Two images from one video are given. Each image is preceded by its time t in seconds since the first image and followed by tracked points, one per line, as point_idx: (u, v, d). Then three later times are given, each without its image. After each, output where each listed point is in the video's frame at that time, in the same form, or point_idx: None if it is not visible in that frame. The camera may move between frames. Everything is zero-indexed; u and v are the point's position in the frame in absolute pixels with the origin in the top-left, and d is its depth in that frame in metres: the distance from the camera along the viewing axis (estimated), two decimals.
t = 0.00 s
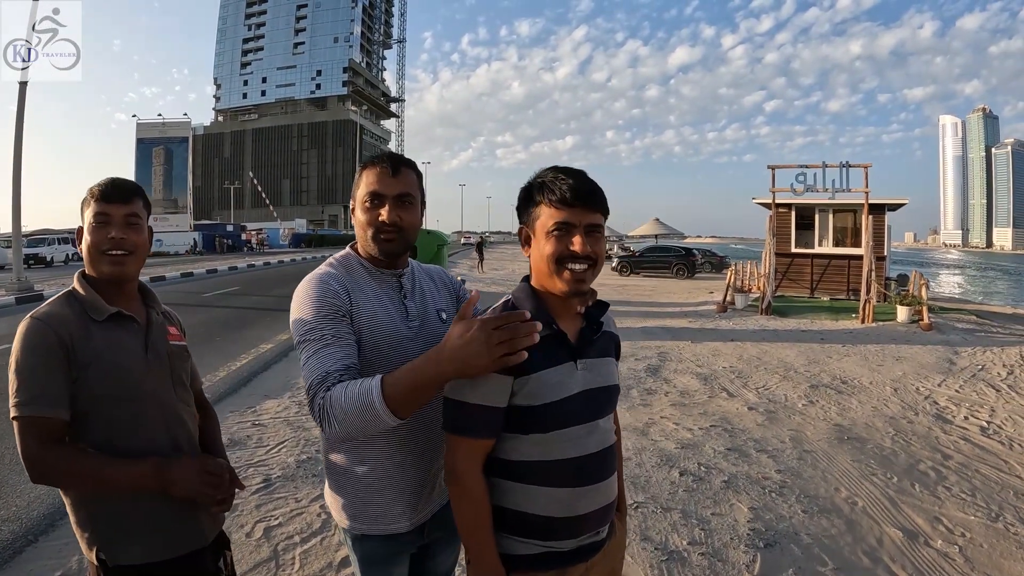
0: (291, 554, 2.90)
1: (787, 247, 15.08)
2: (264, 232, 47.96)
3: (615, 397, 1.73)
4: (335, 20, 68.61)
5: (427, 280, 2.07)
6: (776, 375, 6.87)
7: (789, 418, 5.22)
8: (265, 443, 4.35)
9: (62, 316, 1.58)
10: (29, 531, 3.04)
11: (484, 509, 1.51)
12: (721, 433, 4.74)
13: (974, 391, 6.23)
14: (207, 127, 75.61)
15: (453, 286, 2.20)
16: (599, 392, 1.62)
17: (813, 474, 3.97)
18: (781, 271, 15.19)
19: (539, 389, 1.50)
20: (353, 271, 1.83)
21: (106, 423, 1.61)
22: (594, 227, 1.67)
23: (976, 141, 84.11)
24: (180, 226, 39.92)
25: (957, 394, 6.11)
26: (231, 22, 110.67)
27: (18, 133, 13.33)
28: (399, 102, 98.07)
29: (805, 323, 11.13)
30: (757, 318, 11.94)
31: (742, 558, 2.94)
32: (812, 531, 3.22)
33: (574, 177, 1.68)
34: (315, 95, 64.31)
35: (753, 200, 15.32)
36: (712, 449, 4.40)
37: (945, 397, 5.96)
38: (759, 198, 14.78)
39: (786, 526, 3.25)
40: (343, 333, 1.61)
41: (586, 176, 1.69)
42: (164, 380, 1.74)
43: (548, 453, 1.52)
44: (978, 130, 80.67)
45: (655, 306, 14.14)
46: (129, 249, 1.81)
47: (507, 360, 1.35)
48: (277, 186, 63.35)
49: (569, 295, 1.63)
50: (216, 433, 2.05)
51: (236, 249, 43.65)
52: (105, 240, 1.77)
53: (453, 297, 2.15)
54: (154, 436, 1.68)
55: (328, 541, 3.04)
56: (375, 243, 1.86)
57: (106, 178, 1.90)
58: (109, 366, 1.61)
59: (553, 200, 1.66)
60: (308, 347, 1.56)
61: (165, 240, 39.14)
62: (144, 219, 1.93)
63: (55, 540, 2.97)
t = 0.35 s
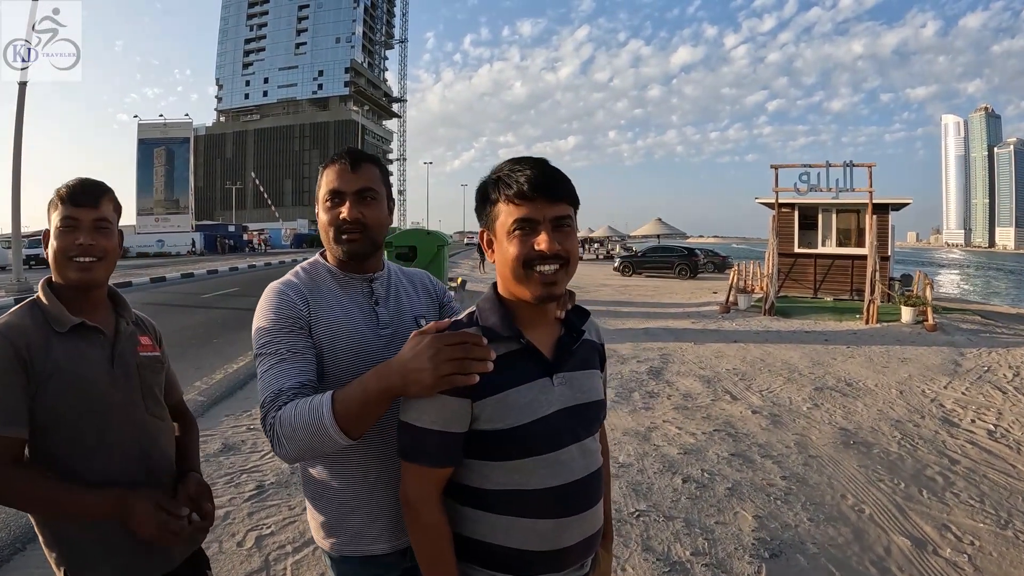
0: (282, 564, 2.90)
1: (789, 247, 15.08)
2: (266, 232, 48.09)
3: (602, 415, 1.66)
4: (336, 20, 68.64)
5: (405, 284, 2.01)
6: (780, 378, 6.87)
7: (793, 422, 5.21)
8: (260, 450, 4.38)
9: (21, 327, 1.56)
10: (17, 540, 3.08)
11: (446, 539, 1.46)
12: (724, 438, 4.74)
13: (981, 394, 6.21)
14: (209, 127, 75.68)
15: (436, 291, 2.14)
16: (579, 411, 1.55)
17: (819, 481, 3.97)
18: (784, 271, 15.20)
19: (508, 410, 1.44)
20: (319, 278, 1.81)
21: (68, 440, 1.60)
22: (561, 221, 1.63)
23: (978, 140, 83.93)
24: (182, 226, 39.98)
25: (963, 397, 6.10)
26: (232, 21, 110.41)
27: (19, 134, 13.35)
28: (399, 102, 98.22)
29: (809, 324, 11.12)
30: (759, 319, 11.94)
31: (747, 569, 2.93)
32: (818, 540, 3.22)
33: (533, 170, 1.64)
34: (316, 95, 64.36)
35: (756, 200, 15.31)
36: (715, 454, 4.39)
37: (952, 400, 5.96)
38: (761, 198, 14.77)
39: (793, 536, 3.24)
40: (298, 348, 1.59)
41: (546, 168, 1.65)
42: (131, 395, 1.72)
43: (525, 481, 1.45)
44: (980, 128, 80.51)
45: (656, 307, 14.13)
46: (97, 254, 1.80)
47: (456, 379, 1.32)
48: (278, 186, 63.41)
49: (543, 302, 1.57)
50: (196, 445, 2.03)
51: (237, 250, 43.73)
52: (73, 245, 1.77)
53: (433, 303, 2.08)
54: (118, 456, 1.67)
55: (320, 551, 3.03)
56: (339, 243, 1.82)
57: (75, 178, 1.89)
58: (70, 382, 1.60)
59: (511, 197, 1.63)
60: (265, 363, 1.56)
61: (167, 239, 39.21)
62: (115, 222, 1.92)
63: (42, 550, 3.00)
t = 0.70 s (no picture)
0: (280, 569, 2.90)
1: (791, 248, 15.08)
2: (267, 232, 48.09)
3: (604, 425, 1.65)
4: (337, 19, 68.68)
5: (396, 288, 2.01)
6: (783, 379, 6.86)
7: (797, 424, 5.20)
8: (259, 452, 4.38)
9: (6, 334, 1.56)
10: (12, 545, 3.11)
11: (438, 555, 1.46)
12: (727, 440, 4.74)
13: (985, 395, 6.21)
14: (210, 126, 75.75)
15: (429, 296, 2.14)
16: (581, 422, 1.54)
17: (824, 484, 3.96)
18: (785, 272, 15.20)
19: (504, 423, 1.42)
20: (305, 284, 1.80)
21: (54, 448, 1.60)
22: (550, 214, 1.61)
23: (979, 140, 83.86)
24: (182, 226, 39.98)
25: (968, 398, 6.09)
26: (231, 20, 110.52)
27: (19, 132, 13.36)
28: (400, 101, 98.23)
29: (811, 325, 11.11)
30: (761, 319, 11.93)
31: (752, 575, 2.92)
32: (823, 544, 3.21)
33: (520, 164, 1.65)
34: (317, 95, 64.37)
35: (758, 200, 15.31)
36: (718, 457, 4.39)
37: (955, 402, 5.95)
38: (763, 198, 14.75)
39: (797, 540, 3.23)
40: (284, 359, 1.59)
41: (532, 162, 1.65)
42: (120, 402, 1.71)
43: (523, 497, 1.43)
44: (982, 128, 80.46)
45: (657, 308, 14.13)
46: (85, 257, 1.80)
47: (443, 394, 1.31)
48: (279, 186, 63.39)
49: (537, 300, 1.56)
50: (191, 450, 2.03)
51: (238, 249, 43.73)
52: (61, 248, 1.76)
53: (426, 306, 2.07)
54: (105, 467, 1.68)
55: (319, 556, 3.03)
56: (325, 246, 1.81)
57: (63, 177, 1.88)
58: (55, 390, 1.60)
59: (498, 191, 1.63)
60: (250, 376, 1.57)
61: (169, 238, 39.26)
62: (103, 225, 1.92)
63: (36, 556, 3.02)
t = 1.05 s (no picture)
0: (281, 571, 2.90)
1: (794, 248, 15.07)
2: (268, 232, 48.12)
3: (612, 430, 1.64)
4: (339, 19, 68.73)
5: (399, 290, 2.00)
6: (786, 380, 6.85)
7: (800, 426, 5.19)
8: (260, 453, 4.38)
9: (6, 334, 1.57)
10: (11, 547, 3.12)
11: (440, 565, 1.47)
12: (731, 442, 4.74)
13: (988, 397, 6.20)
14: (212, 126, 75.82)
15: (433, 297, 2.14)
16: (585, 428, 1.53)
17: (827, 486, 3.96)
18: (788, 272, 15.20)
19: (506, 431, 1.41)
20: (306, 288, 1.80)
21: (52, 451, 1.60)
22: (552, 209, 1.60)
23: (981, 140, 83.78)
24: (184, 226, 40.04)
25: (971, 399, 6.09)
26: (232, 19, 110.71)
27: (23, 131, 13.39)
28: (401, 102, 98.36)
29: (814, 325, 11.11)
30: (763, 320, 11.92)
31: None
32: (828, 547, 3.20)
33: (520, 160, 1.66)
34: (319, 95, 64.44)
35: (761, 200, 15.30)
36: (722, 458, 4.39)
37: (959, 403, 5.94)
38: (766, 198, 14.74)
39: (801, 543, 3.23)
40: (284, 366, 1.60)
41: (533, 159, 1.65)
42: (119, 404, 1.71)
43: (526, 506, 1.43)
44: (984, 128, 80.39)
45: (659, 308, 14.10)
46: (85, 258, 1.80)
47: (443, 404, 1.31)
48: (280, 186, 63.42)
49: (539, 300, 1.55)
50: (191, 453, 2.03)
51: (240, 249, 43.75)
52: (61, 248, 1.77)
53: (430, 307, 2.07)
54: (104, 468, 1.68)
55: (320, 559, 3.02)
56: (326, 251, 1.82)
57: (63, 176, 1.88)
58: (53, 392, 1.59)
59: (498, 189, 1.63)
60: (250, 383, 1.58)
61: (170, 238, 39.36)
62: (104, 225, 1.92)
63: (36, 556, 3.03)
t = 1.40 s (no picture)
0: (283, 571, 2.90)
1: (796, 248, 15.07)
2: (269, 233, 48.16)
3: (614, 432, 1.64)
4: (340, 19, 68.82)
5: (402, 288, 2.00)
6: (788, 380, 6.85)
7: (803, 426, 5.19)
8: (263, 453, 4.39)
9: (6, 333, 1.57)
10: (12, 547, 3.12)
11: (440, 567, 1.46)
12: (734, 442, 4.73)
13: (991, 397, 6.20)
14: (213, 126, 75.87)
15: (436, 295, 2.13)
16: (587, 430, 1.53)
17: (829, 487, 3.96)
18: (789, 272, 15.20)
19: (507, 433, 1.41)
20: (309, 287, 1.80)
21: (51, 451, 1.60)
22: (552, 211, 1.59)
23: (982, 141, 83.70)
24: (185, 226, 40.07)
25: (974, 400, 6.09)
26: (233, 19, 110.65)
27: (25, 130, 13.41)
28: (402, 102, 98.44)
29: (816, 326, 11.10)
30: (764, 320, 11.92)
31: None
32: (831, 548, 3.20)
33: (519, 160, 1.64)
34: (320, 95, 64.51)
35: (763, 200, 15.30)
36: (724, 459, 4.38)
37: (962, 404, 5.94)
38: (768, 199, 14.74)
39: (804, 544, 3.22)
40: (283, 362, 1.60)
41: (533, 159, 1.64)
42: (118, 404, 1.71)
43: (527, 508, 1.43)
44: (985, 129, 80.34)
45: (661, 308, 14.10)
46: (86, 259, 1.80)
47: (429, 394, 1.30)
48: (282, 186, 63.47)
49: (539, 303, 1.55)
50: (190, 454, 2.03)
51: (241, 249, 43.78)
52: (62, 249, 1.77)
53: (434, 307, 2.07)
54: (103, 468, 1.68)
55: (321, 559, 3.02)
56: (329, 249, 1.81)
57: (63, 175, 1.88)
58: (53, 391, 1.59)
59: (497, 190, 1.62)
60: (248, 379, 1.58)
61: (173, 237, 39.46)
62: (104, 225, 1.92)
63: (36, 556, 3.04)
